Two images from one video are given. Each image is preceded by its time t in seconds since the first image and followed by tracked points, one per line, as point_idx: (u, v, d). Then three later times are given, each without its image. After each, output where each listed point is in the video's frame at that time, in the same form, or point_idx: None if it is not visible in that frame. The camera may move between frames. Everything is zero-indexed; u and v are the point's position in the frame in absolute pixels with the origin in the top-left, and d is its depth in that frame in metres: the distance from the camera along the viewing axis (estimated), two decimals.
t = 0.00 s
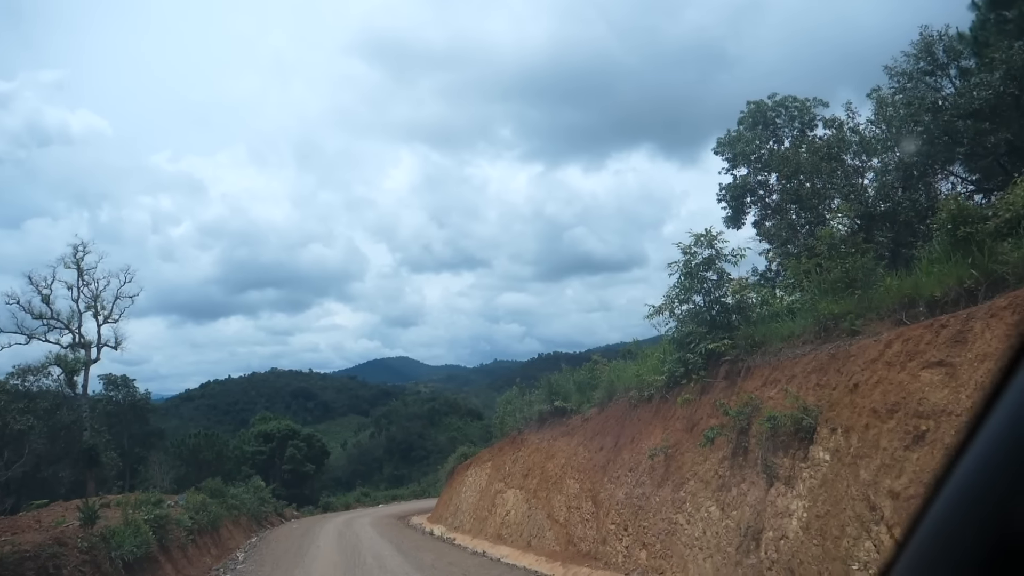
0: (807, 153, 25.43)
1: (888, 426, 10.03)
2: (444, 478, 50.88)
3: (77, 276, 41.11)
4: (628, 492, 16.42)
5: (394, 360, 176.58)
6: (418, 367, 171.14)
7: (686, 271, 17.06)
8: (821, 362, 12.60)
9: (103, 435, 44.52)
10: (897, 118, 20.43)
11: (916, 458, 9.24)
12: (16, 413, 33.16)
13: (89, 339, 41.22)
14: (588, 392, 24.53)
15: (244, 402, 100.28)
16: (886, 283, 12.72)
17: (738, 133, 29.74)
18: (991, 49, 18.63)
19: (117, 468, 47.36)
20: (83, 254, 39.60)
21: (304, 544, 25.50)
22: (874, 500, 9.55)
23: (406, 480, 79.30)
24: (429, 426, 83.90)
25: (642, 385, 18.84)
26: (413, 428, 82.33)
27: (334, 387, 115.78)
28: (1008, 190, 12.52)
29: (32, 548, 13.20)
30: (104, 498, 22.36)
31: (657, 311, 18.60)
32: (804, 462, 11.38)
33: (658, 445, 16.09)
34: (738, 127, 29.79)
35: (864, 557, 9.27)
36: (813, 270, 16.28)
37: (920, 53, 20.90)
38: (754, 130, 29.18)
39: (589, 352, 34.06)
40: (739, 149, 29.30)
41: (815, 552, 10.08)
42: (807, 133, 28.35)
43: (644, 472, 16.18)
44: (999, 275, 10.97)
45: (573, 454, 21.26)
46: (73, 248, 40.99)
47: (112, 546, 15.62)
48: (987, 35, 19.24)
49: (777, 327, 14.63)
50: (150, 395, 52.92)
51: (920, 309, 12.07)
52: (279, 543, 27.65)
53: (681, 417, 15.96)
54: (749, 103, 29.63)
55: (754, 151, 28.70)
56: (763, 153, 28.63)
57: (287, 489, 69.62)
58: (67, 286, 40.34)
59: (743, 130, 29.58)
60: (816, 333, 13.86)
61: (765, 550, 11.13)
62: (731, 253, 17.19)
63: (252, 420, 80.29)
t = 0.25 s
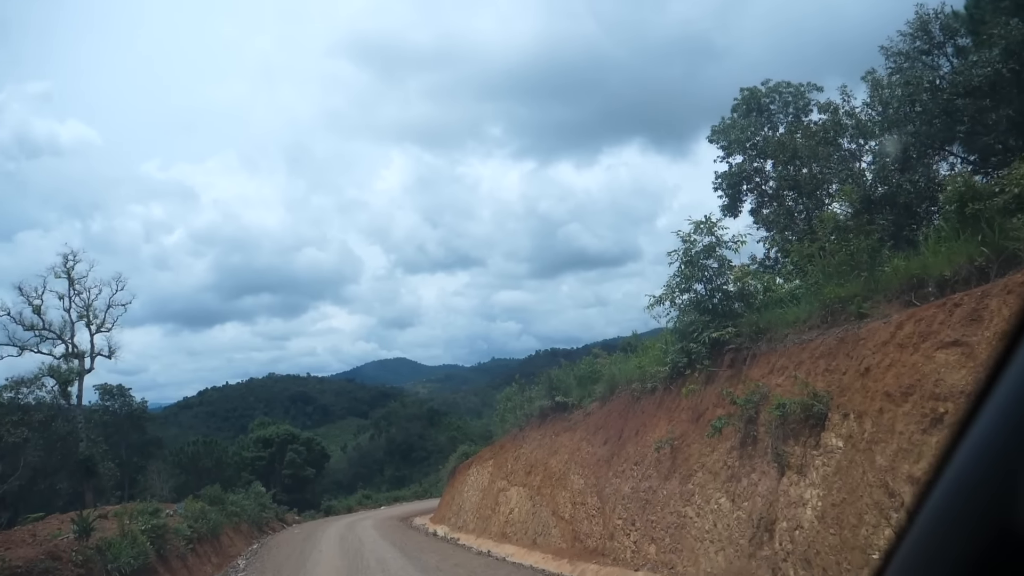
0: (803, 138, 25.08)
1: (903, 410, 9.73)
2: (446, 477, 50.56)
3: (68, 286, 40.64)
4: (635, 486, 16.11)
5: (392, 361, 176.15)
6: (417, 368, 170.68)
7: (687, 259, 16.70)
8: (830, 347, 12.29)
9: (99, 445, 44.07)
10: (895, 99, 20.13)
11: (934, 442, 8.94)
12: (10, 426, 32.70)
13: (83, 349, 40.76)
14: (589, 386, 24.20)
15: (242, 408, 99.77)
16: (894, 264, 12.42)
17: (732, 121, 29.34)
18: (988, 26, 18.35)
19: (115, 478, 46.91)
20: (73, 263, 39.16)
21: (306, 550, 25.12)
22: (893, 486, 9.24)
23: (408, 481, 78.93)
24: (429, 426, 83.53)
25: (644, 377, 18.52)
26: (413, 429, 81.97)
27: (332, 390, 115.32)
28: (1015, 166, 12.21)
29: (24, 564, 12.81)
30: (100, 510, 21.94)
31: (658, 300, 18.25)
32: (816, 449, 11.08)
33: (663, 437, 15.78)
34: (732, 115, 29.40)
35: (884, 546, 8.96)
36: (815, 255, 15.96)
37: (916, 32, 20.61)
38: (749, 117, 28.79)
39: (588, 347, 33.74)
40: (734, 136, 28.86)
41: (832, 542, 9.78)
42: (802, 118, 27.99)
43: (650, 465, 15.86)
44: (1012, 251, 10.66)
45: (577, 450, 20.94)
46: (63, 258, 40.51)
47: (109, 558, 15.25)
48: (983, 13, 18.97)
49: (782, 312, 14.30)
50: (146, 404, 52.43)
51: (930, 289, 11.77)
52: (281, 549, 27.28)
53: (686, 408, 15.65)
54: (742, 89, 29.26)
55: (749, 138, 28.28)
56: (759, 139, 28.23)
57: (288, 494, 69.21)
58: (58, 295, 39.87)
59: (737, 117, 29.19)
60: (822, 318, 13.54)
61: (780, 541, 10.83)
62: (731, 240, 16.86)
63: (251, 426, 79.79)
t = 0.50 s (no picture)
0: (801, 116, 24.64)
1: (922, 385, 9.44)
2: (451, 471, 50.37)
3: (62, 291, 40.27)
4: (644, 474, 15.83)
5: (392, 357, 175.97)
6: (418, 363, 170.46)
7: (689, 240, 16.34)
8: (841, 324, 11.98)
9: (101, 450, 43.82)
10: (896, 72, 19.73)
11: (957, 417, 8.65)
12: (9, 434, 32.39)
13: (80, 354, 40.44)
14: (593, 373, 23.91)
15: (245, 408, 99.56)
16: (903, 237, 12.10)
17: (728, 101, 28.81)
18: None
19: (118, 483, 46.69)
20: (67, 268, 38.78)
21: (313, 548, 24.87)
22: (915, 464, 8.96)
23: (412, 476, 78.77)
24: (432, 421, 83.33)
25: (650, 362, 18.22)
26: (416, 423, 81.76)
27: (334, 388, 115.11)
28: None
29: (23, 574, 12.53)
30: (102, 515, 21.66)
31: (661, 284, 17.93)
32: (831, 429, 10.79)
33: (671, 423, 15.50)
34: (727, 95, 28.87)
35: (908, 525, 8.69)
36: (821, 232, 15.63)
37: (915, 3, 20.18)
38: (745, 97, 28.27)
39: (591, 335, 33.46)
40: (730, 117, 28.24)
41: (853, 524, 9.50)
42: (799, 96, 27.46)
43: (659, 451, 15.58)
44: None
45: (583, 438, 20.66)
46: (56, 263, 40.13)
47: (111, 564, 15.02)
48: None
49: (789, 291, 13.98)
50: (147, 407, 52.15)
51: (943, 261, 11.46)
52: (287, 548, 27.05)
53: (694, 392, 15.36)
54: (737, 69, 28.76)
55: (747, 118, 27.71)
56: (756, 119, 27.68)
57: (293, 493, 69.03)
58: (54, 301, 39.51)
59: (733, 98, 28.64)
60: (831, 296, 13.21)
61: (797, 525, 10.56)
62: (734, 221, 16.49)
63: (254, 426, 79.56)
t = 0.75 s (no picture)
0: (806, 92, 24.03)
1: (948, 361, 9.12)
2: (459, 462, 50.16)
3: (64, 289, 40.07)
4: (656, 459, 15.53)
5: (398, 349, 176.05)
6: (423, 354, 170.37)
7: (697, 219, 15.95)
8: (858, 301, 11.62)
9: (108, 448, 43.70)
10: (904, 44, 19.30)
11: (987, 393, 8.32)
12: (15, 434, 32.23)
13: (84, 352, 40.24)
14: (601, 358, 23.59)
15: (251, 403, 99.61)
16: (921, 210, 11.72)
17: (731, 80, 28.11)
18: None
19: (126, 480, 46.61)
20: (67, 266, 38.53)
21: (322, 541, 24.67)
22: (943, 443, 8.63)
23: (420, 467, 78.71)
24: (438, 412, 83.20)
25: (659, 345, 17.90)
26: (422, 415, 81.63)
27: (340, 381, 115.11)
28: None
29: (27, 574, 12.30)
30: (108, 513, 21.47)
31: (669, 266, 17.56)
32: (851, 409, 10.47)
33: (683, 407, 15.18)
34: (730, 74, 28.17)
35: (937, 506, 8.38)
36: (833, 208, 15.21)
37: None
38: (748, 75, 27.68)
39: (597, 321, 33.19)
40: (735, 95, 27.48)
41: (878, 506, 9.19)
42: (803, 73, 26.82)
43: (672, 436, 15.27)
44: None
45: (592, 425, 20.36)
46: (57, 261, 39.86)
47: (116, 562, 14.80)
48: None
49: (802, 269, 13.62)
50: (153, 404, 52.02)
51: (963, 233, 11.08)
52: (296, 542, 26.86)
53: (706, 375, 15.02)
54: (739, 47, 28.10)
55: (751, 96, 27.04)
56: (761, 97, 27.01)
57: (301, 486, 69.02)
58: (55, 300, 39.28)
59: (736, 77, 27.96)
60: (846, 273, 12.82)
61: (818, 508, 10.25)
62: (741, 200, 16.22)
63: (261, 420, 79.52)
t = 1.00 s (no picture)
0: (815, 72, 23.52)
1: (975, 342, 8.76)
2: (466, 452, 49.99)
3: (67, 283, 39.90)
4: (668, 448, 15.21)
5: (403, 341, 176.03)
6: (428, 346, 170.26)
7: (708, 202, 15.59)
8: (877, 282, 11.24)
9: (114, 443, 43.58)
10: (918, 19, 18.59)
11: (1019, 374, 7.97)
12: (20, 429, 32.09)
13: (88, 346, 40.04)
14: (610, 346, 23.25)
15: (258, 396, 99.69)
16: (941, 187, 11.34)
17: (738, 62, 27.61)
18: None
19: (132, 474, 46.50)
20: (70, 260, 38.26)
21: (329, 533, 24.44)
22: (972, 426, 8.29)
23: (427, 458, 78.66)
24: (444, 403, 83.06)
25: (669, 332, 17.57)
26: (428, 406, 81.55)
27: (346, 373, 115.09)
28: None
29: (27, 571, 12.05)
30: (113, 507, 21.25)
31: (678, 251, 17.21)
32: (872, 393, 10.11)
33: (695, 394, 14.85)
34: (737, 56, 27.69)
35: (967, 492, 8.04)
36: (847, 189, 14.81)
37: None
38: (756, 56, 27.12)
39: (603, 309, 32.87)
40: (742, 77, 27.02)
41: (903, 493, 8.85)
42: (812, 54, 26.35)
43: (684, 423, 14.94)
44: None
45: (601, 414, 20.03)
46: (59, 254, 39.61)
47: (119, 558, 14.54)
48: None
49: (817, 251, 13.23)
50: (159, 398, 51.88)
51: (986, 210, 10.69)
52: (303, 534, 26.63)
53: (718, 361, 14.68)
54: (747, 28, 27.61)
55: (759, 77, 26.58)
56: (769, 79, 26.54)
57: (309, 478, 68.99)
58: (58, 294, 39.06)
59: (743, 58, 27.46)
60: (863, 254, 12.43)
61: (839, 496, 9.91)
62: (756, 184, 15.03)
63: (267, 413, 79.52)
